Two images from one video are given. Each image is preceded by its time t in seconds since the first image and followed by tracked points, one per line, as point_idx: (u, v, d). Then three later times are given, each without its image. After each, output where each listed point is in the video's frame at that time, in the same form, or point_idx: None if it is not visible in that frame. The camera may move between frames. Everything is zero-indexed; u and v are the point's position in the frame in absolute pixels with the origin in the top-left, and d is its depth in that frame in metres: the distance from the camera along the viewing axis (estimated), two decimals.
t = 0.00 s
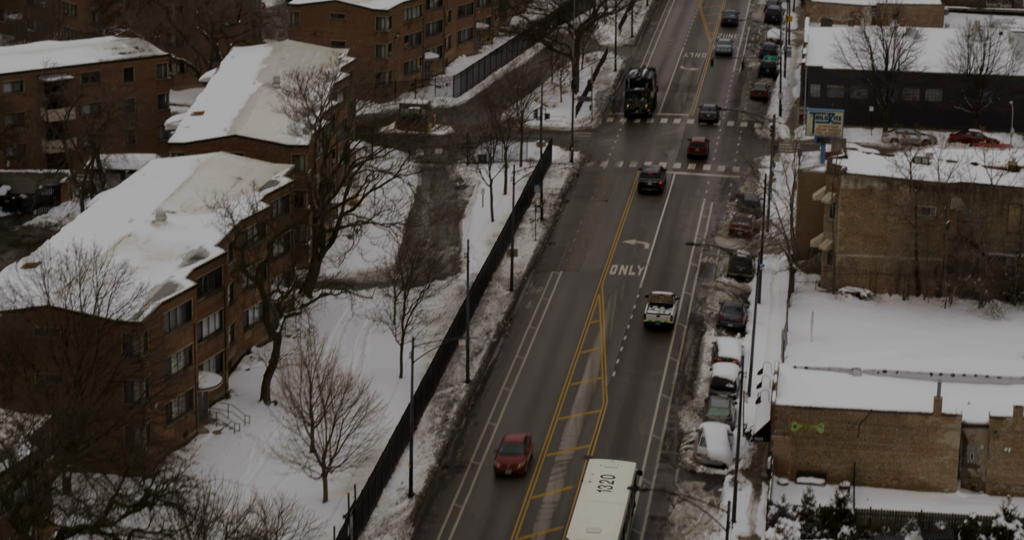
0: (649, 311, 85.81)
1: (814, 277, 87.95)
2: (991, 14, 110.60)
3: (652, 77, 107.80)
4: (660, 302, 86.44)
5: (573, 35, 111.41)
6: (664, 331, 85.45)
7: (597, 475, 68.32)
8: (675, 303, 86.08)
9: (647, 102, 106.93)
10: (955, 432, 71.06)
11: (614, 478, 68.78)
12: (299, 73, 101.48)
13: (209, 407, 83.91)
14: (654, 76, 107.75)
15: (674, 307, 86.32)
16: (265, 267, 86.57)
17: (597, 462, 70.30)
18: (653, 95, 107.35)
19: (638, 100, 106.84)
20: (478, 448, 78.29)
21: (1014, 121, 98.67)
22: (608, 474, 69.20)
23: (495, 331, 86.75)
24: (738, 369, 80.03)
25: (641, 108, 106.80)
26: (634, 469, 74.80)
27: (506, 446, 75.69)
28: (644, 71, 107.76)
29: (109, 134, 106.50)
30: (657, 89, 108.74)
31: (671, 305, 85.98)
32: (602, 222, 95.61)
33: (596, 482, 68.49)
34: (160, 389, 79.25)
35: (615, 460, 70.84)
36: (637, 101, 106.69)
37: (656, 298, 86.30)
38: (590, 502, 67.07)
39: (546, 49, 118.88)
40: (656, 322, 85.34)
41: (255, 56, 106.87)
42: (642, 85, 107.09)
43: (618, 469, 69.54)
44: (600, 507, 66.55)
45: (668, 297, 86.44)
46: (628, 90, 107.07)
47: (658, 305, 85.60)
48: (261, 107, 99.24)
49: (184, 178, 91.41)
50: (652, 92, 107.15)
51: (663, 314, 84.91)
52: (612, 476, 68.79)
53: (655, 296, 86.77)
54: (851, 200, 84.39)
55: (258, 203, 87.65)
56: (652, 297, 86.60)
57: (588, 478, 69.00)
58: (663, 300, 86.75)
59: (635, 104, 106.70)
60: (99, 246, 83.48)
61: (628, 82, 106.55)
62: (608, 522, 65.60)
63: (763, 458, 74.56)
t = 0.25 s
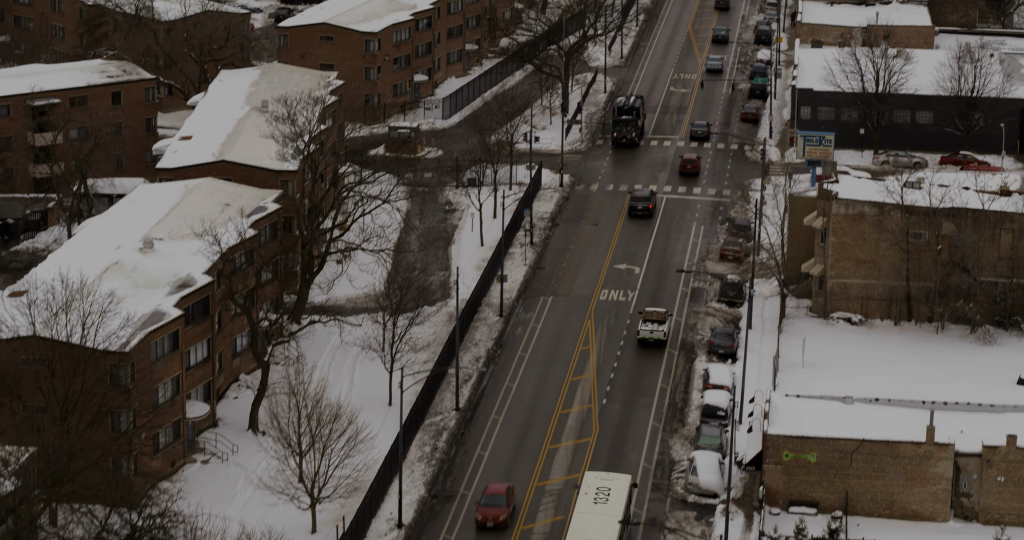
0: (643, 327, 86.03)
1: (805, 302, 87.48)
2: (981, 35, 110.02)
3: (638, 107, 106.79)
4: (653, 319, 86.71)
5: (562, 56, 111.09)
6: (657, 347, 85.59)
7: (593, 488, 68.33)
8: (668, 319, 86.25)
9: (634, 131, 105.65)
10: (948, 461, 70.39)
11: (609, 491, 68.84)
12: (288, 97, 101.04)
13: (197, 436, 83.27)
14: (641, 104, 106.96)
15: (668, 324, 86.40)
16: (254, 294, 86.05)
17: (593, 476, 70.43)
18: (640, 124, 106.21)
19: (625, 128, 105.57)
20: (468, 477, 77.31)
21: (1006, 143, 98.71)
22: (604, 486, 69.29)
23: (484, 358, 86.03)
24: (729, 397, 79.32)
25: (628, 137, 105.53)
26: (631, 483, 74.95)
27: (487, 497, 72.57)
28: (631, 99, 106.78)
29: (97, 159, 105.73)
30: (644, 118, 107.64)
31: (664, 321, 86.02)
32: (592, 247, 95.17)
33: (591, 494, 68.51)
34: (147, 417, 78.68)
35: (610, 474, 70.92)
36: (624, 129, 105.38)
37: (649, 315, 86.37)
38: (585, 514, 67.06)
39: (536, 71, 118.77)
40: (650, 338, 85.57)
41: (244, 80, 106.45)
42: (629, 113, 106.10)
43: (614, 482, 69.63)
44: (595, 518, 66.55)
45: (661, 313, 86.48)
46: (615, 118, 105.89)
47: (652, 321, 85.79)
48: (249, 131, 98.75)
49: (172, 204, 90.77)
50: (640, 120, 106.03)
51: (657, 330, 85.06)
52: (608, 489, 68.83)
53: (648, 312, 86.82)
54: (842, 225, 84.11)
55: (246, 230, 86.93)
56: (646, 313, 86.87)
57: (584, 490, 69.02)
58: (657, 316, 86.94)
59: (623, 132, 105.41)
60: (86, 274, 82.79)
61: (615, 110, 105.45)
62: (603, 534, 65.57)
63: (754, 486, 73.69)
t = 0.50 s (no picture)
0: (636, 344, 86.26)
1: (797, 327, 87.01)
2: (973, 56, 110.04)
3: (626, 135, 105.68)
4: (646, 336, 86.86)
5: (552, 78, 110.75)
6: (650, 364, 85.74)
7: (589, 500, 67.89)
8: (661, 336, 86.39)
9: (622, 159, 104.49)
10: (942, 490, 69.20)
11: (605, 503, 68.38)
12: (277, 122, 100.51)
13: (186, 466, 82.66)
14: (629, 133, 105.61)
15: (661, 341, 86.56)
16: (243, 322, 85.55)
17: (588, 488, 69.98)
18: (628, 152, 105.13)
19: (613, 157, 104.36)
20: (458, 506, 76.30)
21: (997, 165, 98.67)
22: (600, 499, 68.81)
23: (474, 386, 85.25)
24: (721, 425, 78.70)
25: (616, 166, 104.34)
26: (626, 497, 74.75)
27: None
28: (618, 128, 105.67)
29: (85, 185, 104.90)
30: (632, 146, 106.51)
31: (658, 338, 86.32)
32: (583, 271, 94.66)
33: (588, 507, 68.02)
34: (135, 447, 78.00)
35: (606, 487, 70.52)
36: (612, 158, 104.23)
37: (643, 332, 86.54)
38: (582, 526, 66.55)
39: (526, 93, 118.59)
40: (644, 355, 85.69)
41: (233, 103, 105.99)
42: (616, 142, 104.73)
43: (610, 495, 69.15)
44: (593, 530, 66.04)
45: (654, 331, 86.86)
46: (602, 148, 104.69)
47: (645, 338, 85.99)
48: (238, 157, 98.20)
49: (160, 231, 89.99)
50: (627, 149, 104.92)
51: (651, 348, 85.22)
52: (604, 501, 68.36)
53: (641, 329, 86.95)
54: (834, 251, 83.64)
55: (234, 257, 86.22)
56: (638, 331, 86.99)
57: (580, 503, 68.55)
58: (649, 334, 87.17)
59: (610, 161, 104.31)
60: (73, 303, 81.94)
61: (603, 139, 104.21)
62: None
63: (747, 517, 72.66)
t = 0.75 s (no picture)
0: (630, 361, 86.46)
1: (789, 353, 86.62)
2: (963, 78, 110.34)
3: (615, 164, 104.31)
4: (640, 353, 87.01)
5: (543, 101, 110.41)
6: (644, 381, 85.96)
7: (585, 513, 68.34)
8: (654, 353, 86.56)
9: (610, 190, 103.11)
10: (936, 521, 67.39)
11: (601, 517, 68.85)
12: (266, 147, 100.04)
13: (175, 496, 82.10)
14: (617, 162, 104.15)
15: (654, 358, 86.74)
16: (232, 350, 85.16)
17: (585, 501, 70.42)
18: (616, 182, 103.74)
19: (601, 187, 102.94)
20: (449, 537, 75.33)
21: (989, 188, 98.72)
22: (596, 512, 69.28)
23: (465, 414, 84.50)
24: (713, 453, 78.11)
25: (604, 196, 102.93)
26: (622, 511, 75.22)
27: None
28: (606, 157, 104.26)
29: (72, 210, 104.05)
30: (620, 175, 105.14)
31: (651, 355, 86.46)
32: (574, 296, 94.19)
33: (584, 521, 68.44)
34: (122, 479, 77.23)
35: (602, 500, 70.90)
36: (600, 189, 102.85)
37: (637, 348, 86.81)
38: None
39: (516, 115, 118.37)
40: (638, 371, 85.88)
41: (222, 127, 105.52)
42: (604, 171, 103.30)
43: (606, 507, 69.61)
44: None
45: (648, 347, 87.02)
46: (590, 177, 103.29)
47: (639, 355, 86.15)
48: (227, 182, 97.60)
49: (148, 258, 89.20)
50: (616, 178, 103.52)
51: (644, 365, 85.46)
52: (600, 514, 68.82)
53: (635, 347, 87.14)
54: (826, 276, 83.19)
55: (222, 285, 85.93)
56: (632, 348, 87.12)
57: (576, 516, 69.03)
58: (643, 350, 87.33)
59: (598, 191, 103.01)
60: (60, 333, 80.98)
61: (590, 169, 102.74)
62: None
63: None
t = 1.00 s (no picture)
0: (624, 379, 86.62)
1: (781, 380, 86.11)
2: (954, 98, 110.56)
3: (603, 194, 102.96)
4: (634, 370, 87.06)
5: (533, 123, 110.07)
6: (639, 399, 86.20)
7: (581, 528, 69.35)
8: (649, 371, 86.73)
9: (598, 220, 102.07)
10: None
11: (598, 530, 69.93)
12: (255, 174, 99.48)
13: (163, 527, 81.41)
14: (605, 192, 102.78)
15: (648, 375, 86.88)
16: (221, 379, 84.50)
17: (582, 515, 71.49)
18: (605, 212, 102.70)
19: (589, 218, 101.88)
20: None
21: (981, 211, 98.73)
22: (593, 525, 70.32)
23: (456, 441, 83.65)
24: (706, 482, 77.14)
25: (592, 227, 101.89)
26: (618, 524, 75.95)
27: None
28: (594, 187, 103.20)
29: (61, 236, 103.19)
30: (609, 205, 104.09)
31: (646, 373, 86.64)
32: (565, 322, 93.65)
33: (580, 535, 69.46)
34: (110, 510, 76.41)
35: (599, 513, 71.96)
36: (588, 219, 101.80)
37: (631, 367, 86.94)
38: None
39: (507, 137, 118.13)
40: (632, 389, 86.10)
41: (211, 151, 105.06)
42: (592, 201, 102.00)
43: (603, 521, 70.63)
44: None
45: (642, 365, 87.12)
46: (579, 208, 102.23)
47: (633, 373, 86.31)
48: (216, 207, 96.96)
49: (137, 285, 88.51)
50: (604, 209, 102.50)
51: (639, 382, 85.63)
52: (596, 528, 69.86)
53: (629, 364, 87.27)
54: (819, 302, 82.73)
55: (211, 313, 85.39)
56: (626, 366, 87.21)
57: (573, 530, 70.10)
58: (637, 368, 87.41)
59: (586, 222, 101.85)
60: (48, 363, 80.18)
61: (579, 199, 101.65)
62: None
63: None
